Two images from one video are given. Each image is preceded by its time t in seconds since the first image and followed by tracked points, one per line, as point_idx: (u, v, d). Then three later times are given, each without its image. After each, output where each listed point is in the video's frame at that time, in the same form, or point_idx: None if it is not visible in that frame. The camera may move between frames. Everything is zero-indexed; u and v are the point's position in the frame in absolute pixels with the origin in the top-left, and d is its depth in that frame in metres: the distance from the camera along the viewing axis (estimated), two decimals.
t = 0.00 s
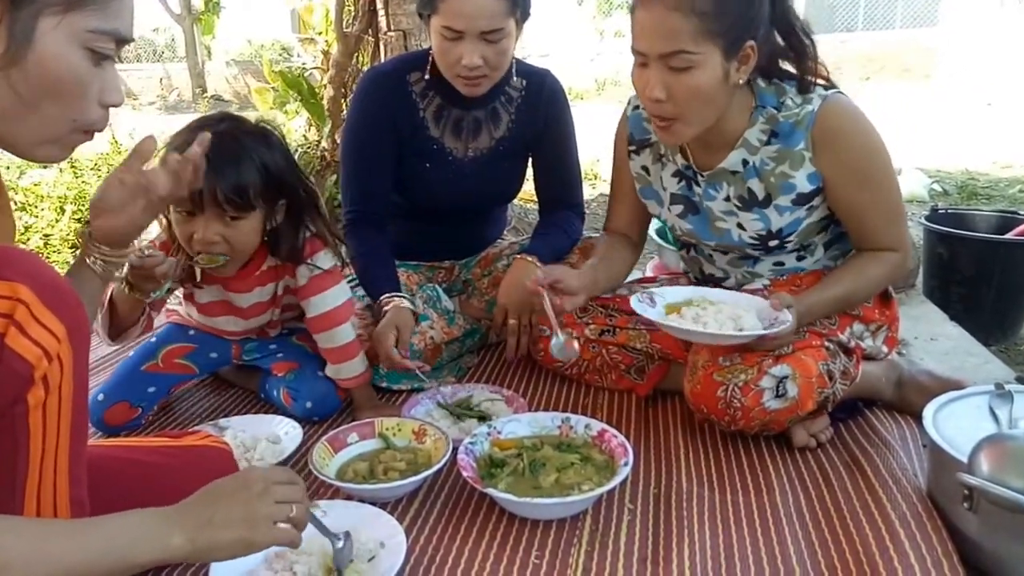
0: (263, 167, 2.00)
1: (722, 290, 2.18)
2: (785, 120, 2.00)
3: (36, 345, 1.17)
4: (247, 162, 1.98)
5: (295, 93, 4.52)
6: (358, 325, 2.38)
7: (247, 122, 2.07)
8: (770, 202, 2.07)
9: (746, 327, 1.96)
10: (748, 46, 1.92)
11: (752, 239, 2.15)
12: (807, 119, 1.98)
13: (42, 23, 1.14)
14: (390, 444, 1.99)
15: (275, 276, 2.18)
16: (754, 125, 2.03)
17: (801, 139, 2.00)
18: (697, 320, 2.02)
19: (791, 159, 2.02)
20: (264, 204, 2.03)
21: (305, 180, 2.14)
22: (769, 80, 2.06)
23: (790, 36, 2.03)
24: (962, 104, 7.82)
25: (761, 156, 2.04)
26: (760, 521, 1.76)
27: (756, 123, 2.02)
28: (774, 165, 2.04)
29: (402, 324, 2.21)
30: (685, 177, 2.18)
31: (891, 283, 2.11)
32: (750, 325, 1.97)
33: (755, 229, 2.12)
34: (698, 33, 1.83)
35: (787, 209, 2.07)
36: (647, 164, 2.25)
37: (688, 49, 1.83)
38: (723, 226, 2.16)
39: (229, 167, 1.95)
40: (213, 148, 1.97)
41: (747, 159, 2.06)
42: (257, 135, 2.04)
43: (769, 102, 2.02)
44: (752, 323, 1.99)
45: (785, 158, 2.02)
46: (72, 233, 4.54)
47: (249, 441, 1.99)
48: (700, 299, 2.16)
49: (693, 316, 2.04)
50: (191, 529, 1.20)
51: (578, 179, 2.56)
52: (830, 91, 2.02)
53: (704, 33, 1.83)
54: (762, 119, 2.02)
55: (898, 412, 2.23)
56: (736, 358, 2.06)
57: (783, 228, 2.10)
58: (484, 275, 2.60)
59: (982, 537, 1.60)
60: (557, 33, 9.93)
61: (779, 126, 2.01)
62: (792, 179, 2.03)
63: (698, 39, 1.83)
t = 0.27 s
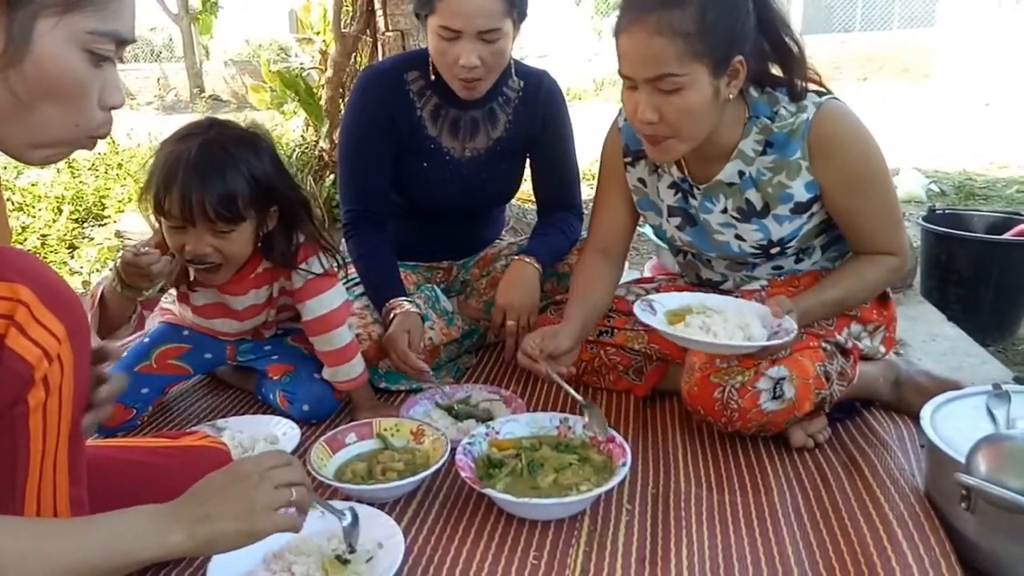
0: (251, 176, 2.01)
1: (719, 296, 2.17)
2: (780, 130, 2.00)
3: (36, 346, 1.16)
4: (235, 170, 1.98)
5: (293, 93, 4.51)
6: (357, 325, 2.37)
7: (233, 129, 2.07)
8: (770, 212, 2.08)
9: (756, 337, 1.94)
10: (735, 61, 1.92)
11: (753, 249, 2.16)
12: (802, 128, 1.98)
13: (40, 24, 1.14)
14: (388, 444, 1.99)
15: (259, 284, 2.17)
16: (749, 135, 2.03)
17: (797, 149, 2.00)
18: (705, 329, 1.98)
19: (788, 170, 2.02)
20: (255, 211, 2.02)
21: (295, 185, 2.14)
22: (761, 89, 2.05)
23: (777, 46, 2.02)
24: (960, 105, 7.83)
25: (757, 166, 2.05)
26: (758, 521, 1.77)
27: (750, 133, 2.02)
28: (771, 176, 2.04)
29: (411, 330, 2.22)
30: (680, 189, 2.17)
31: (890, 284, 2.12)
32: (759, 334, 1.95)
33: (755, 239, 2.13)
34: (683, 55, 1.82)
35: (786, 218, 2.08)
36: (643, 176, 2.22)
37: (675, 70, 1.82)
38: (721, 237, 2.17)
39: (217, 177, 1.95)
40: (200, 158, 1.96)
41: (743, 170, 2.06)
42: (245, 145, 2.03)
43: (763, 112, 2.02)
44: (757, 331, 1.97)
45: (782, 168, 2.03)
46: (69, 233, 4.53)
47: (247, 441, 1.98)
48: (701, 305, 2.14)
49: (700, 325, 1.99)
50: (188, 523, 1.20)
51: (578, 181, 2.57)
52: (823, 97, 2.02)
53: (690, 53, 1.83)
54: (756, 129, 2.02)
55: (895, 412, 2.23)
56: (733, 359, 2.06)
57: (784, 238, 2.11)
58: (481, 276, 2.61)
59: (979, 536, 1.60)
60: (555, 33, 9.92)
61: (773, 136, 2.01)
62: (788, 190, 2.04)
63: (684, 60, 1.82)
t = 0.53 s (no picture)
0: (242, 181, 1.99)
1: (720, 300, 2.15)
2: (778, 134, 2.00)
3: (35, 348, 1.15)
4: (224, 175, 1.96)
5: (292, 93, 4.50)
6: (355, 325, 2.36)
7: (223, 133, 2.05)
8: (770, 215, 2.08)
9: (757, 345, 1.92)
10: (733, 66, 1.91)
11: (754, 252, 2.16)
12: (800, 132, 1.98)
13: (45, 24, 1.14)
14: (386, 444, 1.99)
15: (257, 285, 2.16)
16: (747, 139, 2.03)
17: (796, 152, 2.00)
18: (706, 336, 1.96)
19: (787, 173, 2.02)
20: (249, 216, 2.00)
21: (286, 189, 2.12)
22: (758, 91, 2.04)
23: (771, 49, 2.01)
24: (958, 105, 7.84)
25: (756, 170, 2.05)
26: (756, 521, 1.77)
27: (749, 137, 2.03)
28: (771, 181, 2.04)
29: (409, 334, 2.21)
30: (680, 195, 2.17)
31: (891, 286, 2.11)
32: (760, 342, 1.93)
33: (756, 243, 2.13)
34: (678, 64, 1.82)
35: (786, 222, 2.08)
36: (641, 181, 2.23)
37: (672, 80, 1.82)
38: (722, 243, 2.18)
39: (207, 182, 1.93)
40: (189, 165, 1.94)
41: (742, 174, 2.06)
42: (234, 149, 2.01)
43: (761, 116, 2.02)
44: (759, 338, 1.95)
45: (781, 172, 2.03)
46: (67, 233, 4.52)
47: (245, 441, 1.98)
48: (701, 310, 2.13)
49: (701, 332, 1.97)
50: (189, 517, 1.20)
51: (577, 180, 2.57)
52: (820, 99, 2.01)
53: (685, 63, 1.82)
54: (754, 132, 2.02)
55: (894, 412, 2.23)
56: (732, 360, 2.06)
57: (785, 241, 2.12)
58: (481, 276, 2.61)
59: (977, 536, 1.61)
60: (554, 33, 9.92)
61: (772, 140, 2.01)
62: (788, 193, 2.04)
63: (678, 69, 1.82)
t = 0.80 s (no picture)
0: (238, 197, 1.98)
1: (721, 300, 2.15)
2: (779, 134, 2.00)
3: (46, 350, 1.16)
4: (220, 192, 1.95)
5: (293, 94, 4.50)
6: (357, 325, 2.37)
7: (216, 152, 2.02)
8: (770, 216, 2.08)
9: (757, 345, 1.92)
10: (734, 68, 1.91)
11: (754, 253, 2.16)
12: (801, 132, 1.98)
13: (61, 29, 1.14)
14: (389, 444, 1.99)
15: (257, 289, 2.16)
16: (748, 140, 2.03)
17: (796, 153, 2.00)
18: (706, 336, 1.96)
19: (787, 174, 2.02)
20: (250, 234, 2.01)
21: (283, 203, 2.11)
22: (759, 92, 2.04)
23: (770, 48, 2.01)
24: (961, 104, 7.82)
25: (756, 170, 2.04)
26: (759, 520, 1.77)
27: (749, 138, 2.02)
28: (772, 181, 2.04)
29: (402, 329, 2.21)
30: (680, 195, 2.17)
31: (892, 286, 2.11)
32: (760, 343, 1.94)
33: (756, 244, 2.13)
34: (679, 66, 1.82)
35: (787, 223, 2.08)
36: (641, 181, 2.23)
37: (673, 82, 1.82)
38: (722, 243, 2.17)
39: (204, 203, 1.93)
40: (185, 188, 1.93)
41: (742, 175, 2.06)
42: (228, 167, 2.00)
43: (761, 117, 2.01)
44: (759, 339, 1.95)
45: (782, 172, 2.02)
46: (69, 233, 4.53)
47: (247, 441, 1.99)
48: (701, 309, 2.13)
49: (702, 332, 1.97)
50: (198, 516, 1.20)
51: (578, 179, 2.57)
52: (821, 99, 2.01)
53: (687, 65, 1.82)
54: (754, 133, 2.02)
55: (896, 412, 2.23)
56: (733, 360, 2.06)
57: (785, 241, 2.11)
58: (483, 276, 2.61)
59: (980, 535, 1.60)
60: (556, 33, 9.92)
61: (773, 140, 2.01)
62: (788, 194, 2.04)
63: (680, 72, 1.82)
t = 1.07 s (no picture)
0: (237, 246, 1.93)
1: (719, 303, 2.16)
2: (778, 135, 2.00)
3: (55, 352, 1.17)
4: (217, 247, 1.90)
5: (294, 95, 4.50)
6: (356, 327, 2.35)
7: (211, 205, 1.94)
8: (770, 217, 2.08)
9: (755, 348, 1.92)
10: (733, 69, 1.91)
11: (754, 254, 2.16)
12: (800, 132, 1.98)
13: (74, 33, 1.14)
14: (388, 446, 1.99)
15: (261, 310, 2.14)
16: (747, 141, 2.03)
17: (796, 153, 2.00)
18: (704, 341, 1.97)
19: (787, 174, 2.02)
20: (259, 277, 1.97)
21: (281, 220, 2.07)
22: (758, 93, 2.04)
23: (769, 49, 2.01)
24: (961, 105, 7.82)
25: (756, 172, 2.04)
26: (759, 521, 1.77)
27: (748, 139, 2.02)
28: (771, 182, 2.04)
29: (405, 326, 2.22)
30: (679, 197, 2.17)
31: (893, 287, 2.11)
32: (758, 345, 1.93)
33: (756, 245, 2.13)
34: (678, 68, 1.82)
35: (786, 223, 2.08)
36: (640, 183, 2.23)
37: (673, 83, 1.82)
38: (722, 245, 2.17)
39: (202, 263, 1.89)
40: (185, 256, 1.89)
41: (742, 176, 2.06)
42: (223, 217, 1.94)
43: (761, 117, 2.01)
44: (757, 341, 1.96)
45: (782, 173, 2.03)
46: (69, 234, 4.53)
47: (247, 442, 1.99)
48: (701, 312, 2.13)
49: (699, 337, 1.98)
50: (202, 517, 1.20)
51: (578, 180, 2.57)
52: (820, 100, 2.01)
53: (685, 66, 1.82)
54: (754, 134, 2.02)
55: (896, 413, 2.22)
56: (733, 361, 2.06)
57: (785, 242, 2.11)
58: (483, 277, 2.61)
59: (980, 537, 1.60)
60: (556, 34, 9.93)
61: (772, 141, 2.01)
62: (788, 195, 2.04)
63: (679, 73, 1.82)
